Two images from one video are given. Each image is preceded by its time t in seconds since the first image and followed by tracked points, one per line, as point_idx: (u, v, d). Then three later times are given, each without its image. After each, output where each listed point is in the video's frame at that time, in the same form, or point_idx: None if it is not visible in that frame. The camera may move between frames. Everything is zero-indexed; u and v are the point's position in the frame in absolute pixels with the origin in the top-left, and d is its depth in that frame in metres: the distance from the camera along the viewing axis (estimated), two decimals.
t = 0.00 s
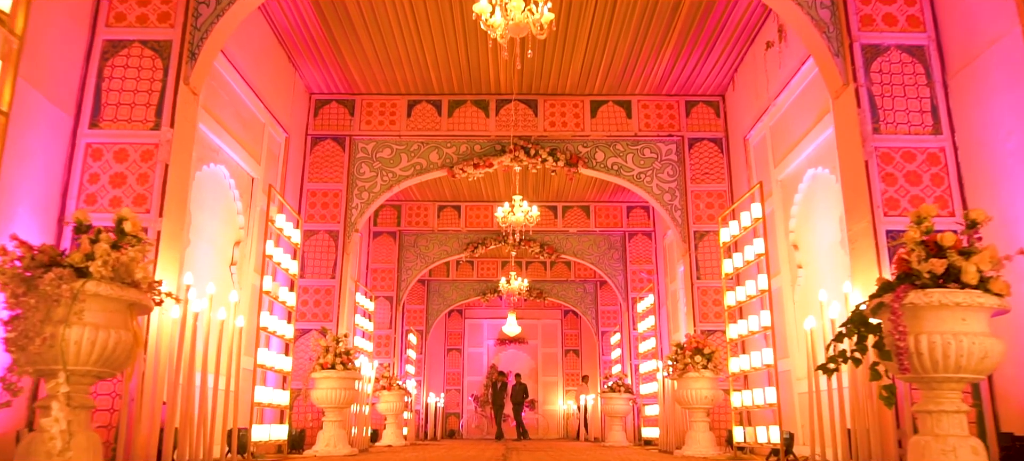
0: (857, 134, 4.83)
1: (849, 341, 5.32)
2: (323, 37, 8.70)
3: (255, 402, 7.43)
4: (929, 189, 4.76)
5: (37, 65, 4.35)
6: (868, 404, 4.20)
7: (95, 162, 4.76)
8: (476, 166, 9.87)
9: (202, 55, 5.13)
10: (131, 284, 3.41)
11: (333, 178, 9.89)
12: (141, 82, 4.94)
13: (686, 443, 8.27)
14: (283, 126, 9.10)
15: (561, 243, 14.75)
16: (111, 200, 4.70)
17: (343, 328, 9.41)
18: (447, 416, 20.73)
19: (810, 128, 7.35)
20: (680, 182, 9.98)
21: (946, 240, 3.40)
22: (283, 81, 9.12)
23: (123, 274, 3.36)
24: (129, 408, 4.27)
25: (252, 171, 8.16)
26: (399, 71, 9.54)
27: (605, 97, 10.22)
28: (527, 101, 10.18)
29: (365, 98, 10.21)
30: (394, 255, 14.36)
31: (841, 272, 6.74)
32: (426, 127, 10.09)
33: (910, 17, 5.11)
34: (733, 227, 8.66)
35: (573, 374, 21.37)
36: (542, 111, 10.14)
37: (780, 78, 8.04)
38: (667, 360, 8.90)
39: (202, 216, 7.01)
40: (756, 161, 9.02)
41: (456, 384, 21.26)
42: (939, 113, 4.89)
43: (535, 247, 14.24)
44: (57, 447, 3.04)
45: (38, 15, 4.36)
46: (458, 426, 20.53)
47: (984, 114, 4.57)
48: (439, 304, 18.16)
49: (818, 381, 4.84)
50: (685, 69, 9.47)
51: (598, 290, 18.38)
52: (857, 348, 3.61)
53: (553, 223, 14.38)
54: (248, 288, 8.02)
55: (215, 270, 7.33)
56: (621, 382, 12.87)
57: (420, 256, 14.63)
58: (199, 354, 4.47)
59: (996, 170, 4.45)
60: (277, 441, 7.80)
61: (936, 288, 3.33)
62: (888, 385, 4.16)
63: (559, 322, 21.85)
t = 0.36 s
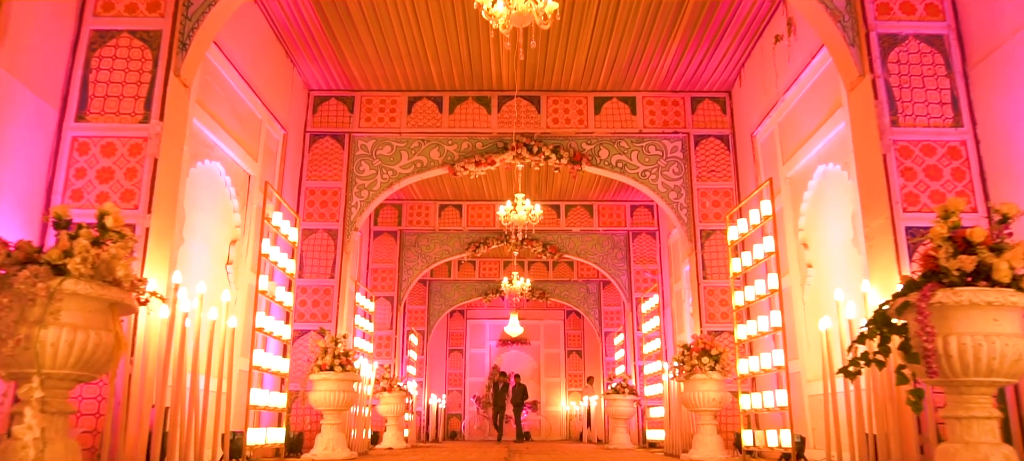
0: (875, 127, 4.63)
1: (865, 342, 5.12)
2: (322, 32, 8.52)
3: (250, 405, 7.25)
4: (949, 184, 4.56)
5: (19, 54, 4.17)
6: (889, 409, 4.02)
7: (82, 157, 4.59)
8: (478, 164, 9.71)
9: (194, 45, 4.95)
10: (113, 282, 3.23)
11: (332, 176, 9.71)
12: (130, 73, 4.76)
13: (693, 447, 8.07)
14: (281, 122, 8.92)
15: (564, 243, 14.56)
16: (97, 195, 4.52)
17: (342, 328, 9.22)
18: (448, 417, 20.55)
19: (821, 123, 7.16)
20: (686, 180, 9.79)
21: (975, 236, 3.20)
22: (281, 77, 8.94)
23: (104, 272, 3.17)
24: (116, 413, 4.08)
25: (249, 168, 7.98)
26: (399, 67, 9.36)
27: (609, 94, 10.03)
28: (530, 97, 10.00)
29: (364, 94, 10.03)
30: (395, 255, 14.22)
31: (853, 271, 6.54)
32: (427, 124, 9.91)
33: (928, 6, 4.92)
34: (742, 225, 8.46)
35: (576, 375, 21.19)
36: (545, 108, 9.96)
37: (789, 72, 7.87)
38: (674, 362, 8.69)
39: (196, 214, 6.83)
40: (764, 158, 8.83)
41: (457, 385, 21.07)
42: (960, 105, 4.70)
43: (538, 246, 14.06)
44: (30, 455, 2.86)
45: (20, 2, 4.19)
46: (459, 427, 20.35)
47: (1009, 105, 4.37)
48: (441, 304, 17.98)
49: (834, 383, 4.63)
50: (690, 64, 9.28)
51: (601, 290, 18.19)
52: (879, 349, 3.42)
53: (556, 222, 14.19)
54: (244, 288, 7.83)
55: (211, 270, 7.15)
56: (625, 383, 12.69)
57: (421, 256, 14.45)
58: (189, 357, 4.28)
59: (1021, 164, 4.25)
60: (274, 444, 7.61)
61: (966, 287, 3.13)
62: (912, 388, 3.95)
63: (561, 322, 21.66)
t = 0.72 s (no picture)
0: (900, 114, 4.38)
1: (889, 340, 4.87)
2: (319, 24, 8.27)
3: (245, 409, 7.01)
4: (979, 175, 4.32)
5: None
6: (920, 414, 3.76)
7: (61, 147, 4.35)
8: (479, 159, 9.43)
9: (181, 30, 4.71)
10: (85, 278, 2.98)
11: (330, 172, 9.46)
12: (112, 59, 4.52)
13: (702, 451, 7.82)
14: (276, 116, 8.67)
15: (567, 241, 14.31)
16: (77, 187, 4.29)
17: (340, 328, 8.97)
18: (450, 418, 20.31)
19: (835, 116, 6.93)
20: (693, 176, 9.53)
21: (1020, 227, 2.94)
22: (277, 70, 8.69)
23: (75, 267, 2.93)
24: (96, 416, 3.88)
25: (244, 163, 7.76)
26: (399, 60, 9.12)
27: (614, 87, 9.79)
28: (532, 91, 9.77)
29: (363, 88, 9.79)
30: (396, 254, 13.99)
31: (871, 269, 6.27)
32: (427, 118, 9.67)
33: None
34: (752, 221, 8.20)
35: (578, 375, 20.94)
36: (548, 102, 9.73)
37: (801, 63, 7.64)
38: (682, 363, 8.43)
39: (187, 211, 6.58)
40: (774, 152, 8.59)
41: (459, 385, 20.81)
42: (989, 91, 4.46)
43: (541, 244, 13.80)
44: None
45: None
46: (461, 428, 20.11)
47: None
48: (442, 304, 17.74)
49: (856, 385, 4.39)
50: (698, 57, 9.04)
51: (604, 290, 17.94)
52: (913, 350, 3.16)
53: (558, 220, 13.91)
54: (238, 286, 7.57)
55: (203, 269, 6.90)
56: (629, 384, 12.44)
57: (422, 255, 14.20)
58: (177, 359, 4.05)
59: None
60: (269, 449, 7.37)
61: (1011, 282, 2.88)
62: (946, 391, 3.71)
63: (564, 322, 21.42)
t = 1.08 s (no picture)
0: (921, 104, 4.17)
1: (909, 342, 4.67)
2: (316, 19, 8.08)
3: (238, 412, 6.80)
4: (1005, 167, 4.13)
5: None
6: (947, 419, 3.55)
7: (41, 139, 4.15)
8: (480, 156, 9.24)
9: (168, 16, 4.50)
10: (57, 276, 2.77)
11: (328, 169, 9.27)
12: (96, 46, 4.31)
13: (710, 454, 7.60)
14: (273, 112, 8.48)
15: (569, 240, 14.13)
16: (58, 180, 4.09)
17: (337, 329, 8.76)
18: (451, 419, 20.10)
19: (846, 110, 6.73)
20: (699, 172, 9.31)
21: None
22: (273, 65, 8.49)
23: (45, 265, 2.72)
24: (77, 420, 3.70)
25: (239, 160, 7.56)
26: (398, 55, 8.92)
27: (618, 82, 9.59)
28: (534, 86, 9.58)
29: (361, 84, 9.59)
30: (395, 253, 13.76)
31: (884, 267, 6.08)
32: (426, 114, 9.47)
33: None
34: (760, 218, 7.99)
35: (580, 376, 20.76)
36: (550, 98, 9.54)
37: (810, 56, 7.44)
38: (688, 364, 8.23)
39: (178, 208, 6.39)
40: (782, 148, 8.38)
41: (460, 386, 20.60)
42: (1015, 80, 4.26)
43: (542, 243, 13.61)
44: None
45: None
46: (462, 430, 19.91)
47: None
48: (442, 304, 17.55)
49: (876, 387, 4.19)
50: (704, 51, 8.83)
51: (607, 290, 17.74)
52: (943, 352, 2.97)
53: (560, 219, 13.73)
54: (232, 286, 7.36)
55: (196, 268, 6.70)
56: (633, 385, 12.23)
57: (421, 254, 14.00)
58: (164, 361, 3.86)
59: None
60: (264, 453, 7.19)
61: None
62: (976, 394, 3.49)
63: (566, 323, 21.24)
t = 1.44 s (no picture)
0: (946, 86, 3.93)
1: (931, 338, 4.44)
2: (309, 6, 7.82)
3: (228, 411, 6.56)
4: None
5: None
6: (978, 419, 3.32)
7: (11, 123, 3.93)
8: (479, 148, 9.01)
9: None
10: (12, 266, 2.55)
11: (323, 162, 9.02)
12: (70, 26, 4.07)
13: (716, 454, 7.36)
14: (265, 103, 8.23)
15: (570, 235, 13.89)
16: (30, 167, 3.88)
17: (332, 325, 8.51)
18: (451, 417, 19.88)
19: (858, 98, 6.47)
20: (704, 165, 9.08)
21: None
22: (266, 55, 8.24)
23: None
24: (45, 419, 3.50)
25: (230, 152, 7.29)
26: (395, 44, 8.65)
27: (620, 73, 9.32)
28: (534, 77, 9.31)
29: (357, 75, 9.32)
30: (393, 248, 13.51)
31: (899, 261, 5.86)
32: (424, 106, 9.20)
33: None
34: (769, 211, 7.73)
35: (581, 373, 20.54)
36: (551, 89, 9.28)
37: (820, 43, 7.19)
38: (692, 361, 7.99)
39: (165, 200, 6.15)
40: (790, 139, 8.13)
41: (459, 384, 20.35)
42: None
43: (543, 238, 13.38)
44: None
45: None
46: (462, 427, 19.69)
47: None
48: (442, 300, 17.31)
49: (897, 385, 3.95)
50: (709, 40, 8.57)
51: (608, 286, 17.49)
52: (981, 347, 2.74)
53: (561, 214, 13.54)
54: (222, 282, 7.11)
55: (184, 262, 6.46)
56: (635, 382, 12.01)
57: (420, 250, 13.76)
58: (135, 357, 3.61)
59: None
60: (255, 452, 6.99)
61: None
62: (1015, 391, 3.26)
63: (566, 319, 20.99)
